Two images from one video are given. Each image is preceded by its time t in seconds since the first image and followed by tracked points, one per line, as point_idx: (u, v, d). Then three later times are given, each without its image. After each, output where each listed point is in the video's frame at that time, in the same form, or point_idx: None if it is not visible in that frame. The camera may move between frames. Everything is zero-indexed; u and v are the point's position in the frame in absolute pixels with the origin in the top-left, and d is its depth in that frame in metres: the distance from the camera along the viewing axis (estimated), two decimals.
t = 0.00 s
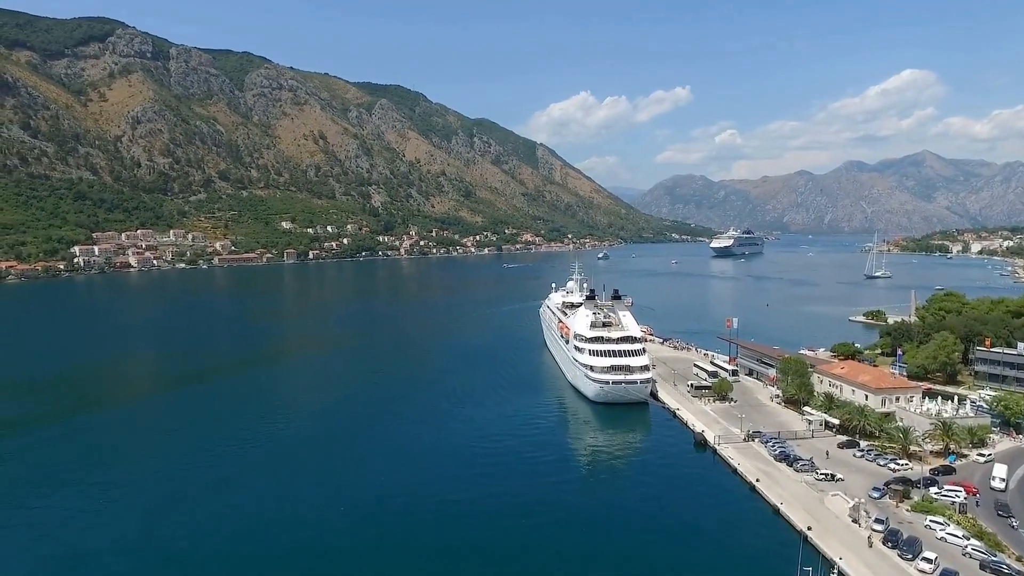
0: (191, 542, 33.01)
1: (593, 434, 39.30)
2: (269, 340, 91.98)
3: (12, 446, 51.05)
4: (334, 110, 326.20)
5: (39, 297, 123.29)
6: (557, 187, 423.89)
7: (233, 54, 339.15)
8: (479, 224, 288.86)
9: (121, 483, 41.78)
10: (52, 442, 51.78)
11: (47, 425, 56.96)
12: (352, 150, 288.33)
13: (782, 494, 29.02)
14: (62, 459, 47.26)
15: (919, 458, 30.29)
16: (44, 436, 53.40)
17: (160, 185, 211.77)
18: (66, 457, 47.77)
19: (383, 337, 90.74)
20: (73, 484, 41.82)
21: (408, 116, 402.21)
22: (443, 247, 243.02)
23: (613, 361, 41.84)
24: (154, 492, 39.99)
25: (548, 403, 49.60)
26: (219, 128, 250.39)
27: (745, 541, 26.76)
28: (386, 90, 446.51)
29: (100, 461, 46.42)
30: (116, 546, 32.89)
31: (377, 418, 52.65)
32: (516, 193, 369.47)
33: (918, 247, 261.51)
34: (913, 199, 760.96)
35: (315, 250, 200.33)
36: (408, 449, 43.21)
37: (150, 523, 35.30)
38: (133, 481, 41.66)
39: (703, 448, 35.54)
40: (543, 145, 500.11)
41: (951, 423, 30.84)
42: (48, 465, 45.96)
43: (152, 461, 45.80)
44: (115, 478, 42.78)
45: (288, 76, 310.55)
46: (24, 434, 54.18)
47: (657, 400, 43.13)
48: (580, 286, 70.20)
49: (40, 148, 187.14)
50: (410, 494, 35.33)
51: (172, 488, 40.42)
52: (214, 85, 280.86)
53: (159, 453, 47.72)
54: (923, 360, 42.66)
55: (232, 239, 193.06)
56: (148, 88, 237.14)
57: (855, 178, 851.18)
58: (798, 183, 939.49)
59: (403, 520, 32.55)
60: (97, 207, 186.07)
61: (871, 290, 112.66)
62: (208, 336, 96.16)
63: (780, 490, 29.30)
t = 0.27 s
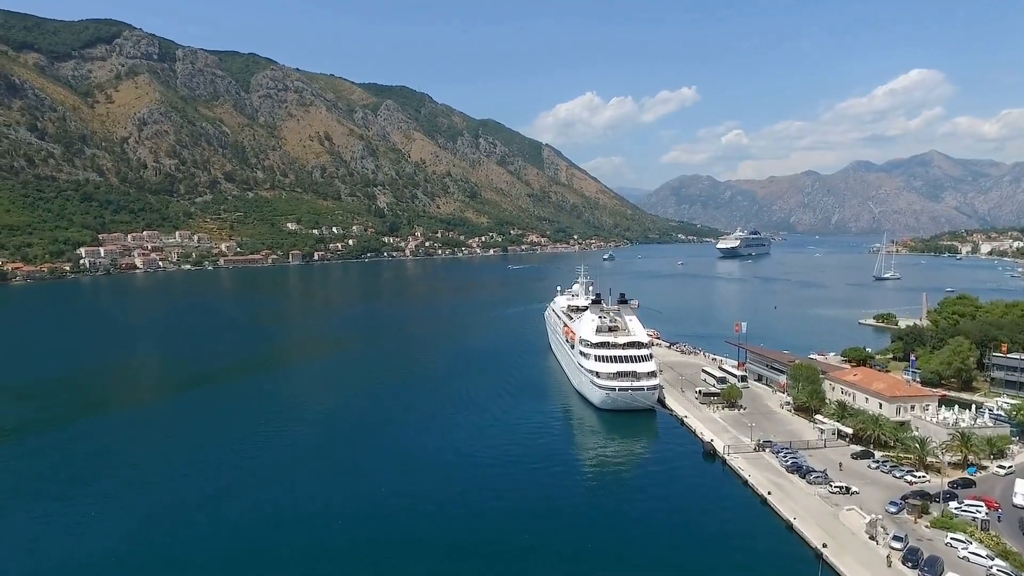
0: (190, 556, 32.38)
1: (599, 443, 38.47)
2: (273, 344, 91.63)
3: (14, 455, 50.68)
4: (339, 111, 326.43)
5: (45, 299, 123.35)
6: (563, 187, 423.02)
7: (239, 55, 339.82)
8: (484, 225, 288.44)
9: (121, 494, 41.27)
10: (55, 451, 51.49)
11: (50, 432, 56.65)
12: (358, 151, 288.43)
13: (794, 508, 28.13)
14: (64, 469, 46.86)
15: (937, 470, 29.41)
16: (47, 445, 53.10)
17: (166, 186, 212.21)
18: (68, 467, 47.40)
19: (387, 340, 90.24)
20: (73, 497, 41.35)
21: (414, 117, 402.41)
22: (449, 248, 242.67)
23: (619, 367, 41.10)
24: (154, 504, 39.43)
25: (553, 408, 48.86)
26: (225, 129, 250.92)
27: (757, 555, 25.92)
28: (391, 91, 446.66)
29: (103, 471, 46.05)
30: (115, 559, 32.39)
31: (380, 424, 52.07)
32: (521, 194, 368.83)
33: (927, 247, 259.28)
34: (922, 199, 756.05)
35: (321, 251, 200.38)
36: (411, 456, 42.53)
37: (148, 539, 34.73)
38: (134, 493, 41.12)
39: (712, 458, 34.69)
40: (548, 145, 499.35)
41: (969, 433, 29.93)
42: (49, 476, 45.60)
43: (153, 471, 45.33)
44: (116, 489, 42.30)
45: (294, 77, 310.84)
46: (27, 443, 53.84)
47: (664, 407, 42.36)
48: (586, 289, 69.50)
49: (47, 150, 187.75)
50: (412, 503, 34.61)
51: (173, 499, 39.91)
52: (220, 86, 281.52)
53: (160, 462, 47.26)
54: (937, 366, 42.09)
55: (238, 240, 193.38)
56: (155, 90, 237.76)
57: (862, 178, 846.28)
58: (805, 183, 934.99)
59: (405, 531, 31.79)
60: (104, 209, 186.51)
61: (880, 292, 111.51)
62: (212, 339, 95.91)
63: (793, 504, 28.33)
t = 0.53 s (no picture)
0: (188, 567, 31.79)
1: (604, 450, 37.75)
2: (277, 346, 91.31)
3: (15, 458, 50.35)
4: (344, 112, 326.53)
5: (50, 300, 123.59)
6: (568, 188, 422.27)
7: (244, 56, 340.43)
8: (489, 226, 287.94)
9: (121, 499, 40.79)
10: (57, 454, 51.23)
11: (53, 435, 56.39)
12: (362, 152, 288.39)
13: (805, 521, 27.28)
14: (66, 473, 46.55)
15: (952, 482, 28.63)
16: (49, 448, 52.84)
17: (171, 187, 212.49)
18: (70, 471, 47.02)
19: (391, 343, 89.77)
20: (73, 502, 40.87)
21: (418, 118, 402.47)
22: (453, 249, 242.28)
23: (624, 372, 40.42)
24: (155, 509, 38.92)
25: (557, 413, 48.16)
26: (230, 130, 251.30)
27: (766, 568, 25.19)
28: (396, 92, 446.78)
29: (104, 475, 45.69)
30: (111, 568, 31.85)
31: (383, 427, 51.47)
32: (526, 195, 368.32)
33: (934, 248, 257.36)
34: (929, 199, 751.88)
35: (325, 252, 200.30)
36: (414, 461, 41.79)
37: (147, 547, 34.13)
38: (133, 499, 40.60)
39: (720, 466, 33.82)
40: (553, 146, 498.62)
41: (986, 443, 29.11)
42: (50, 480, 45.23)
43: (155, 475, 44.90)
44: (117, 494, 41.87)
45: (298, 78, 310.88)
46: (30, 447, 53.57)
47: (670, 411, 41.62)
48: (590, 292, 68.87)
49: (52, 151, 188.45)
50: (413, 511, 33.99)
51: (173, 504, 39.39)
52: (225, 87, 282.02)
53: (162, 466, 46.83)
54: (949, 372, 41.43)
55: (242, 242, 193.50)
56: (160, 91, 238.26)
57: (868, 178, 842.16)
58: (811, 183, 931.35)
59: (406, 541, 31.05)
60: (108, 210, 186.95)
61: (888, 294, 110.29)
62: (217, 341, 95.66)
63: (805, 517, 27.46)
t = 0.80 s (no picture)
0: None
1: (609, 459, 36.89)
2: (281, 348, 90.69)
3: (15, 462, 49.73)
4: (348, 113, 326.47)
5: (55, 302, 123.46)
6: (572, 189, 421.25)
7: (249, 58, 340.88)
8: (493, 227, 287.26)
9: (119, 504, 40.00)
10: (58, 457, 50.64)
11: (54, 438, 55.77)
12: (367, 153, 288.21)
13: (818, 535, 26.25)
14: (65, 476, 45.91)
15: (970, 495, 27.74)
16: (50, 451, 52.24)
17: (176, 188, 212.69)
18: (68, 475, 46.41)
19: (395, 345, 89.06)
20: (70, 506, 40.14)
21: (423, 119, 402.25)
22: (457, 250, 241.72)
23: (630, 379, 39.62)
24: (153, 515, 38.13)
25: (561, 418, 47.30)
26: (234, 131, 251.49)
27: None
28: (400, 93, 446.79)
29: (104, 478, 45.04)
30: None
31: (386, 431, 50.66)
32: (530, 196, 367.50)
33: (942, 249, 255.30)
34: (935, 200, 747.19)
35: (329, 254, 199.99)
36: (415, 467, 40.94)
37: (142, 554, 33.28)
38: (131, 504, 39.78)
39: (728, 477, 32.91)
40: (557, 147, 497.70)
41: (1005, 456, 28.20)
42: (48, 484, 44.52)
43: (154, 479, 44.13)
44: (115, 498, 41.19)
45: (303, 79, 310.92)
46: (30, 450, 52.96)
47: (677, 419, 40.79)
48: (595, 295, 68.08)
49: (57, 153, 188.89)
50: (415, 519, 33.20)
51: (171, 509, 38.70)
52: (230, 89, 282.35)
53: (162, 469, 46.09)
54: (964, 379, 40.61)
55: (246, 243, 193.43)
56: (165, 93, 238.67)
57: (875, 178, 837.86)
58: (816, 184, 927.34)
59: (406, 552, 30.08)
60: (113, 211, 187.10)
61: (896, 296, 109.03)
62: (220, 344, 95.14)
63: (818, 532, 26.39)
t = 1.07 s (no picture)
0: None
1: (614, 469, 36.07)
2: (284, 351, 90.13)
3: (14, 464, 49.15)
4: (352, 114, 326.33)
5: (59, 304, 123.39)
6: (577, 190, 420.49)
7: (253, 59, 341.27)
8: (497, 228, 286.66)
9: (116, 508, 39.31)
10: (58, 460, 50.08)
11: (54, 441, 55.22)
12: (371, 154, 288.10)
13: (832, 551, 25.26)
14: (64, 479, 45.34)
15: (989, 509, 26.81)
16: (49, 454, 51.68)
17: (180, 190, 212.76)
18: (67, 478, 45.85)
19: (398, 348, 88.34)
20: (68, 511, 39.49)
21: (427, 120, 401.96)
22: (461, 251, 241.17)
23: (635, 387, 38.84)
24: (150, 520, 37.38)
25: (566, 424, 46.53)
26: (239, 133, 251.67)
27: None
28: (404, 94, 446.89)
29: (102, 481, 44.41)
30: None
31: (387, 435, 49.85)
32: (534, 197, 366.88)
33: (949, 250, 253.44)
34: (942, 200, 743.13)
35: (332, 255, 199.59)
36: (416, 474, 40.05)
37: (137, 562, 32.48)
38: (129, 509, 39.12)
39: (737, 488, 32.02)
40: (561, 148, 497.02)
41: None
42: (47, 487, 43.92)
43: (153, 482, 43.50)
44: (112, 502, 40.57)
45: (307, 80, 310.94)
46: (31, 452, 52.50)
47: (683, 427, 39.94)
48: (599, 298, 67.37)
49: (62, 154, 189.26)
50: (415, 529, 32.41)
51: (169, 514, 38.01)
52: (234, 90, 282.66)
53: (161, 472, 45.41)
54: (977, 386, 39.75)
55: (250, 245, 193.24)
56: (169, 94, 238.98)
57: (880, 179, 834.23)
58: (822, 184, 923.81)
59: (405, 563, 29.16)
60: (117, 213, 187.19)
61: (904, 299, 107.79)
62: (223, 346, 94.57)
63: (831, 549, 25.41)
